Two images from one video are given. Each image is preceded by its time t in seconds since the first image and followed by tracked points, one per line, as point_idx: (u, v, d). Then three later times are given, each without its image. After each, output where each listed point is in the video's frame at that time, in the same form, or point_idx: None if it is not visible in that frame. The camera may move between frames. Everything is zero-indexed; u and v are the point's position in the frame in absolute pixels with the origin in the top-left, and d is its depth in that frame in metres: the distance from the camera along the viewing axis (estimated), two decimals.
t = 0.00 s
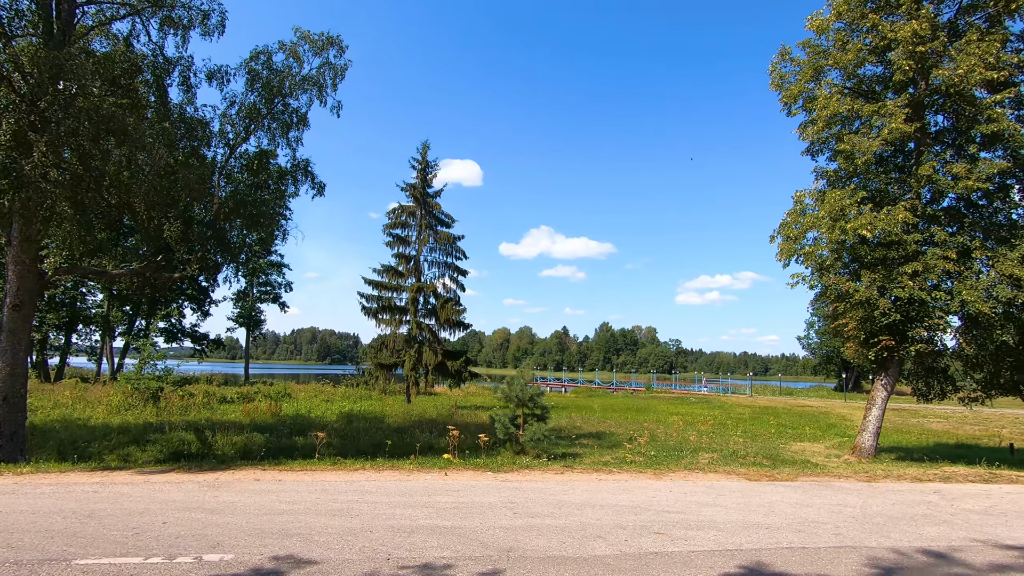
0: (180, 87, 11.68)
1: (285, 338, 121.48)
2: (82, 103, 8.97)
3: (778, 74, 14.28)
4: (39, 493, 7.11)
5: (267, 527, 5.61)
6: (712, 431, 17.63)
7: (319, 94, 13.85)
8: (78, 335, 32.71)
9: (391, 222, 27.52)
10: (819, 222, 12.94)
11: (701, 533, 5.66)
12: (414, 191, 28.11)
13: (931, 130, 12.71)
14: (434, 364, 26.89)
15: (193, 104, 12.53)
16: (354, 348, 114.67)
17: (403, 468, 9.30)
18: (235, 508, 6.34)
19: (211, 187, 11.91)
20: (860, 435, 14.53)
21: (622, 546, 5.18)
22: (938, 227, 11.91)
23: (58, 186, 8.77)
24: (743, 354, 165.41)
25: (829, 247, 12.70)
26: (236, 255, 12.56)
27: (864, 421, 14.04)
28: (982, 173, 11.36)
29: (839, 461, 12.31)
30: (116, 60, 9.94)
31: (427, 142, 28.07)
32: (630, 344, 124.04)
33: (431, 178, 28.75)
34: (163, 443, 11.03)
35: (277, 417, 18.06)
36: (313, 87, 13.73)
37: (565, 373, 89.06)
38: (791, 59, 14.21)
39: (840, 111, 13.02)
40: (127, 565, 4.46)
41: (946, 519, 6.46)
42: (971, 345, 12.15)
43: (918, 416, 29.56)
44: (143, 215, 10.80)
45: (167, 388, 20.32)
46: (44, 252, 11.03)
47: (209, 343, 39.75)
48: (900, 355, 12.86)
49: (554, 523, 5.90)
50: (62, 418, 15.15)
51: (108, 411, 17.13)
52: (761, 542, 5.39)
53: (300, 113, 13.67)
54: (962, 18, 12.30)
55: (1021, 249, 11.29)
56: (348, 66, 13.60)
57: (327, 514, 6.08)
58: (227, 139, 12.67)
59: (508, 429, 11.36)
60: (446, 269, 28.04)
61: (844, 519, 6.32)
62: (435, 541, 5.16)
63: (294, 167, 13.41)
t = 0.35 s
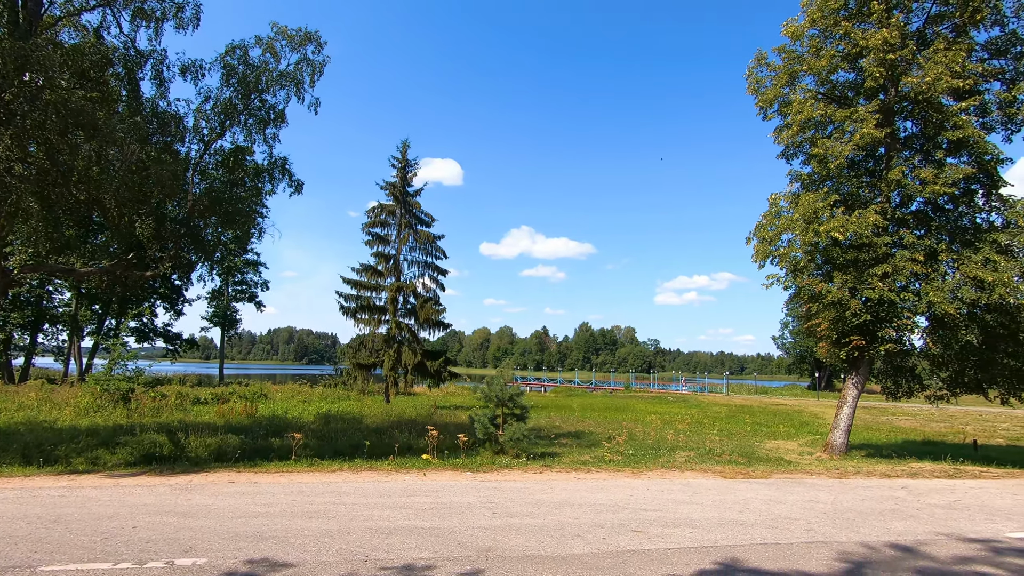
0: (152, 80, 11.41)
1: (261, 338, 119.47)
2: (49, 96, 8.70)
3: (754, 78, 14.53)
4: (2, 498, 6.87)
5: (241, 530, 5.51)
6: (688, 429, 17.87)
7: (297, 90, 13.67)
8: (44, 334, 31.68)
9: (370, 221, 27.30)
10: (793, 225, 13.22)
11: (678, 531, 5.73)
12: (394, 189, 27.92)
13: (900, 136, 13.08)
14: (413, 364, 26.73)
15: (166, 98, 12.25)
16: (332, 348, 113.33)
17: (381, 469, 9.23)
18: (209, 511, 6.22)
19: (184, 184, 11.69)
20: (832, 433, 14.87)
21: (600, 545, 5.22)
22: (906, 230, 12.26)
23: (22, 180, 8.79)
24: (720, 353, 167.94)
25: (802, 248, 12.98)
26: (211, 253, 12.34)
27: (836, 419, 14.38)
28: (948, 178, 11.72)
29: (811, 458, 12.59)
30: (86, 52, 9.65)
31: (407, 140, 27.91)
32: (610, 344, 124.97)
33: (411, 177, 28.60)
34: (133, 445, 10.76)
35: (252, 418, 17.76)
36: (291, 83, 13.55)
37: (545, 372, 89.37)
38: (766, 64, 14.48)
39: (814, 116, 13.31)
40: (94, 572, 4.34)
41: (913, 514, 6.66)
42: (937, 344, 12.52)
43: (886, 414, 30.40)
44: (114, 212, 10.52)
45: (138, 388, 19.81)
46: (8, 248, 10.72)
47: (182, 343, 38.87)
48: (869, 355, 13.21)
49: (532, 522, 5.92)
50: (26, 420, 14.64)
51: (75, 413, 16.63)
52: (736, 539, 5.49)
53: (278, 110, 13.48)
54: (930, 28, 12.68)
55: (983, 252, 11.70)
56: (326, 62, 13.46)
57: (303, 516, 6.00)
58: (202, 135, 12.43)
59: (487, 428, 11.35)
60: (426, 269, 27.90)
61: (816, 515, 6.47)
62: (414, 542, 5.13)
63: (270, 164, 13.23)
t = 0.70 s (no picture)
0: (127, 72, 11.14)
1: (240, 336, 117.65)
2: (20, 87, 8.38)
3: (735, 80, 14.70)
4: None
5: (219, 531, 5.42)
6: (670, 427, 18.06)
7: (277, 85, 13.49)
8: (13, 332, 30.77)
9: (353, 218, 27.06)
10: (773, 225, 13.42)
11: (658, 528, 5.79)
12: (377, 187, 27.69)
13: (876, 139, 13.35)
14: (396, 362, 26.55)
15: (142, 91, 11.98)
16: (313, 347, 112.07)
17: (362, 468, 9.16)
18: (186, 513, 6.10)
19: (161, 179, 11.46)
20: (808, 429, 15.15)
21: (582, 542, 5.25)
22: (881, 231, 12.53)
23: None
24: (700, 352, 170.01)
25: (781, 248, 13.18)
26: (189, 250, 12.10)
27: (813, 416, 14.65)
28: (922, 180, 12.01)
29: (789, 454, 12.83)
30: (58, 42, 9.33)
31: (390, 137, 27.76)
32: (592, 343, 125.68)
33: (394, 174, 28.42)
34: (107, 445, 10.52)
35: (230, 418, 17.48)
36: (272, 78, 13.36)
37: (528, 371, 89.57)
38: (747, 66, 14.66)
39: (793, 118, 13.52)
40: None
41: (886, 508, 6.82)
42: (910, 343, 12.83)
43: (861, 411, 31.05)
44: (87, 207, 10.25)
45: (112, 388, 19.35)
46: None
47: (158, 341, 38.09)
48: (845, 353, 13.48)
49: (514, 520, 5.93)
50: None
51: (46, 413, 16.18)
52: (715, 535, 5.56)
53: (258, 105, 13.27)
54: (905, 33, 12.97)
55: (954, 253, 12.02)
56: (308, 57, 13.29)
57: (283, 517, 5.93)
58: (179, 129, 12.19)
59: (469, 427, 11.34)
60: (409, 267, 27.74)
61: (793, 510, 6.59)
62: (395, 542, 5.10)
63: (250, 159, 13.06)
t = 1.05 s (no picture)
0: (101, 63, 10.85)
1: (220, 334, 115.86)
2: None
3: (717, 80, 14.85)
4: None
5: (195, 532, 5.33)
6: (652, 424, 18.22)
7: (257, 79, 13.28)
8: None
9: (335, 215, 26.79)
10: (753, 224, 13.57)
11: (638, 524, 5.83)
12: (359, 183, 27.44)
13: (854, 139, 13.58)
14: (379, 360, 26.36)
15: (116, 83, 11.69)
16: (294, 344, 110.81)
17: (343, 467, 9.09)
18: (161, 513, 5.99)
19: (137, 173, 11.20)
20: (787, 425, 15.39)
21: (563, 539, 5.27)
22: (859, 231, 12.76)
23: None
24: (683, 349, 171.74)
25: (761, 247, 13.36)
26: (166, 245, 11.85)
27: (791, 412, 14.88)
28: (897, 181, 12.25)
29: (767, 450, 13.03)
30: (28, 31, 9.05)
31: (374, 133, 27.56)
32: (576, 340, 126.20)
33: (377, 170, 28.18)
34: (82, 445, 10.27)
35: (209, 417, 17.18)
36: (251, 71, 13.14)
37: (512, 368, 89.74)
38: (729, 66, 14.80)
39: (774, 118, 13.69)
40: None
41: (860, 502, 6.96)
42: (885, 340, 13.10)
43: (837, 407, 31.62)
44: (59, 201, 9.97)
45: (87, 386, 18.91)
46: None
47: (135, 339, 37.34)
48: (823, 350, 13.71)
49: (496, 518, 5.93)
50: None
51: (17, 413, 15.77)
52: (695, 531, 5.61)
53: (237, 99, 13.05)
54: (883, 36, 13.20)
55: (928, 252, 12.29)
56: (289, 51, 13.10)
57: (261, 517, 5.84)
58: (155, 123, 11.92)
59: (452, 425, 11.31)
60: (392, 264, 27.54)
61: (770, 505, 6.69)
62: (375, 541, 5.06)
63: (229, 154, 12.85)
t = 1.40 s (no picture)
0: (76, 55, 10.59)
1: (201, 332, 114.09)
2: None
3: (700, 82, 14.96)
4: None
5: (167, 535, 5.23)
6: (635, 423, 18.31)
7: (238, 73, 13.09)
8: None
9: (318, 212, 26.51)
10: (735, 225, 13.70)
11: (618, 523, 5.85)
12: (344, 180, 27.18)
13: (834, 143, 13.77)
14: (362, 359, 26.15)
15: (92, 75, 11.43)
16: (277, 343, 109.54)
17: (323, 467, 9.00)
18: (133, 516, 5.86)
19: (113, 168, 10.97)
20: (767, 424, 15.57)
21: (542, 539, 5.26)
22: (838, 233, 12.95)
23: None
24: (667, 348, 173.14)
25: (743, 248, 13.50)
26: (143, 242, 11.62)
27: (771, 411, 15.05)
28: (875, 185, 12.46)
29: (748, 449, 13.17)
30: None
31: (358, 130, 27.33)
32: (562, 340, 126.55)
33: (362, 168, 27.94)
34: (53, 445, 10.01)
35: (187, 417, 16.90)
36: (232, 66, 12.95)
37: (497, 368, 89.76)
38: (713, 69, 14.93)
39: (756, 121, 13.83)
40: None
41: (836, 501, 7.06)
42: (863, 340, 13.31)
43: (816, 406, 32.13)
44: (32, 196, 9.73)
45: (61, 386, 18.48)
46: None
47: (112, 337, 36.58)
48: (803, 350, 13.90)
49: (475, 518, 5.90)
50: None
51: None
52: (673, 530, 5.64)
53: (218, 94, 12.83)
54: (862, 41, 13.40)
55: (905, 255, 12.52)
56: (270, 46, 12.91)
57: (236, 519, 5.75)
58: (132, 117, 11.68)
59: (434, 424, 11.26)
60: (376, 262, 27.33)
61: (748, 504, 6.75)
62: (352, 542, 5.01)
63: (209, 150, 12.65)
